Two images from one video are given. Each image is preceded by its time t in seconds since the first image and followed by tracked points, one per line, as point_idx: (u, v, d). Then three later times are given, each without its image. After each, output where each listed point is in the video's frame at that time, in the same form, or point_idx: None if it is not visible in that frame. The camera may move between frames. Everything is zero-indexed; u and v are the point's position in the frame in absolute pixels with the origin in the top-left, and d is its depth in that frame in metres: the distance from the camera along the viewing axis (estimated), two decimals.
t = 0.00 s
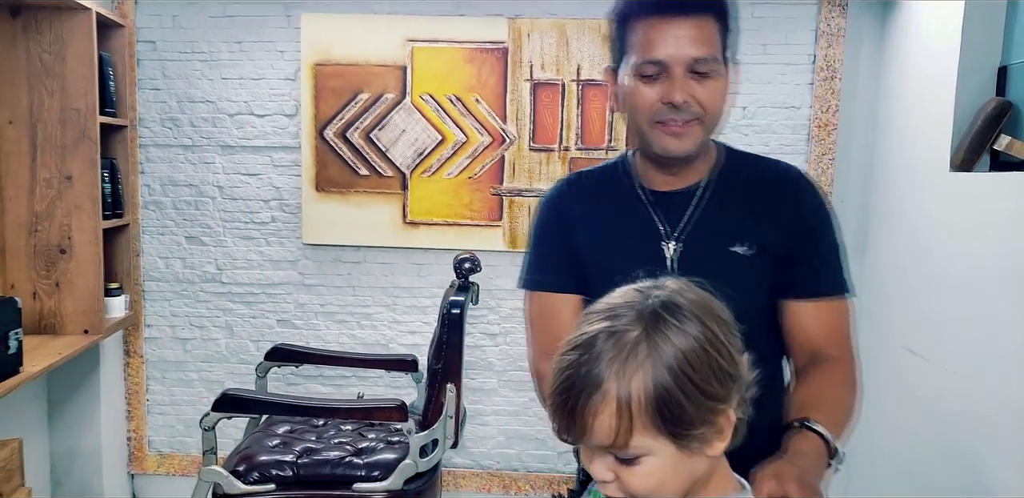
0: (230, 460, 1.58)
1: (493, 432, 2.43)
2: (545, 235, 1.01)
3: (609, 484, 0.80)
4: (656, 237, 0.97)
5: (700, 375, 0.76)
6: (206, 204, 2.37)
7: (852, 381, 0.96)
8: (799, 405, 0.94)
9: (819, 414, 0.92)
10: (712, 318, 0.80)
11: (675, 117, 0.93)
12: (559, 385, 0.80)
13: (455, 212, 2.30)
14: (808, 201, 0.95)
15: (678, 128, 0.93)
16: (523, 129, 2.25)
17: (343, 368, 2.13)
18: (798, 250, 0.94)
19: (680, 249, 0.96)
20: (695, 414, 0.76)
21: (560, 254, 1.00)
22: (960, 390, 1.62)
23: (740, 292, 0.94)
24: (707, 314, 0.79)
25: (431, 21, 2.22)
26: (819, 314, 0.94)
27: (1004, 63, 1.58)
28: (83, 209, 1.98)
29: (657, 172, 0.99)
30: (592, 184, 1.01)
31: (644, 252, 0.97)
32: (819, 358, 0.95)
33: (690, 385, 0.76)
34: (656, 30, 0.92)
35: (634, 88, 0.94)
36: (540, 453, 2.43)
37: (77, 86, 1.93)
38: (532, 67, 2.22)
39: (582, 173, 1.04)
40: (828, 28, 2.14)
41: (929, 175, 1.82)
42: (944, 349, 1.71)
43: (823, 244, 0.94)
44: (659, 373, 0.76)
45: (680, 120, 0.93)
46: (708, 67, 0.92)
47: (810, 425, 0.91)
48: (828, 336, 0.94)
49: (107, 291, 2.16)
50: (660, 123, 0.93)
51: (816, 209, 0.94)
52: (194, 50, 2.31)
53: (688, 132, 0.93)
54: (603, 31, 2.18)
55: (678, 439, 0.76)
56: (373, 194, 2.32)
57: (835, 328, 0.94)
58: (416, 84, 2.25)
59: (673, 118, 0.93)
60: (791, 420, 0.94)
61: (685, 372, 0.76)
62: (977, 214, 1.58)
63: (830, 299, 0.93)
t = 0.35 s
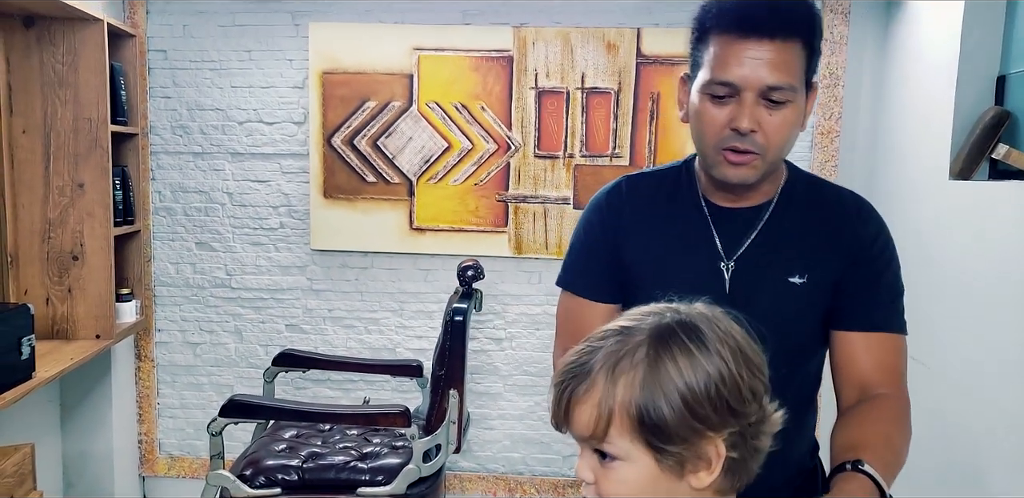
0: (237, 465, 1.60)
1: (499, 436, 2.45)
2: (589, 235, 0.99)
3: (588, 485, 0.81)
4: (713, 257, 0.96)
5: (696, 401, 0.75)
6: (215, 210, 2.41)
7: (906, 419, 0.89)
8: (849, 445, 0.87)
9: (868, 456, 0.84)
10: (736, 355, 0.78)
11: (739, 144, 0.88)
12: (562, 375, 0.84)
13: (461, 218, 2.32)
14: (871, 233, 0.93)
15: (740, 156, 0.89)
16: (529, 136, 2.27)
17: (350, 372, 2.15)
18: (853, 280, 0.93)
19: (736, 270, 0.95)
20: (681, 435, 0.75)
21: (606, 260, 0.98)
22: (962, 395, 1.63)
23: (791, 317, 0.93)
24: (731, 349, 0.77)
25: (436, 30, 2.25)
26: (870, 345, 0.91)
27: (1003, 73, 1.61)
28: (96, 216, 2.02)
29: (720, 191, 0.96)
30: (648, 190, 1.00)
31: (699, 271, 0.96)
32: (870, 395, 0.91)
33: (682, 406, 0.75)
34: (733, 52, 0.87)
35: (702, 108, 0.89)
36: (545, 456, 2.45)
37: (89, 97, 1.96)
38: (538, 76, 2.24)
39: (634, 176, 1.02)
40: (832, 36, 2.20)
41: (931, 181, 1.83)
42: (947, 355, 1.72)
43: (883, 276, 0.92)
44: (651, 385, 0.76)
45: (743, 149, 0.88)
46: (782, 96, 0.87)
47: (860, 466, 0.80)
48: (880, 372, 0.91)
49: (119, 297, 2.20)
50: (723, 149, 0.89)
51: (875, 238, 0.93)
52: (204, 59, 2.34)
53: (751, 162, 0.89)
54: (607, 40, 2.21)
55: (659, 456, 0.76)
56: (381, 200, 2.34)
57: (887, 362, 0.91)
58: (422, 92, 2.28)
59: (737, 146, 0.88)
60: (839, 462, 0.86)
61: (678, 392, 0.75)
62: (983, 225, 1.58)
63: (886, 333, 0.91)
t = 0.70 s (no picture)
0: (233, 467, 1.62)
1: (494, 438, 2.47)
2: (568, 244, 1.01)
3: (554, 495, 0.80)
4: (688, 267, 0.99)
5: (677, 416, 0.77)
6: (213, 214, 2.43)
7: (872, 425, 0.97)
8: (825, 456, 0.94)
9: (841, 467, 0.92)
10: (715, 377, 0.81)
11: (732, 155, 0.93)
12: (541, 382, 0.85)
13: (457, 222, 2.34)
14: (839, 248, 0.98)
15: (732, 167, 0.94)
16: (523, 141, 2.29)
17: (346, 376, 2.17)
18: (823, 291, 0.98)
19: (711, 280, 0.98)
20: (660, 449, 0.77)
21: (580, 266, 1.01)
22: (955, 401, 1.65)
23: (762, 328, 0.97)
24: (711, 370, 0.81)
25: (431, 36, 2.27)
26: (840, 356, 0.97)
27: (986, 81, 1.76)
28: (93, 222, 2.03)
29: (698, 197, 0.99)
30: (625, 202, 1.02)
31: (674, 280, 0.99)
32: (842, 403, 0.97)
33: (663, 420, 0.77)
34: (733, 64, 0.91)
35: (698, 116, 0.94)
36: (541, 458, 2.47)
37: (86, 103, 1.98)
38: (532, 81, 2.26)
39: (609, 190, 1.04)
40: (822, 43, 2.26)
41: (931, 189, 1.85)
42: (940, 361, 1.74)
43: (847, 289, 0.97)
44: (635, 397, 0.78)
45: (736, 159, 0.93)
46: (774, 111, 0.92)
47: (831, 478, 0.87)
48: (851, 382, 0.97)
49: (116, 301, 2.22)
50: (716, 157, 0.94)
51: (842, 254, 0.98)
52: (202, 64, 2.36)
53: (741, 173, 0.94)
54: (601, 46, 2.23)
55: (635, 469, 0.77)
56: (377, 205, 2.36)
57: (857, 372, 0.97)
58: (418, 98, 2.30)
59: (730, 155, 0.93)
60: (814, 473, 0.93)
61: (660, 405, 0.77)
62: (979, 238, 1.61)
63: (856, 347, 0.96)
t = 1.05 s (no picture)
0: (228, 465, 1.66)
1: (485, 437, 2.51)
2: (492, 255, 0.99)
3: (497, 471, 0.88)
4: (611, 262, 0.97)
5: (614, 404, 0.84)
6: (208, 217, 2.46)
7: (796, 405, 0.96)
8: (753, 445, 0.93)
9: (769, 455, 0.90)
10: (654, 372, 0.87)
11: (637, 153, 0.93)
12: (494, 361, 0.90)
13: (448, 225, 2.38)
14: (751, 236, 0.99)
15: (640, 164, 0.94)
16: (514, 145, 2.34)
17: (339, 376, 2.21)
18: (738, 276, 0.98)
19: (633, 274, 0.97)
20: (596, 431, 0.84)
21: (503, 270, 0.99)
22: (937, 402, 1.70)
23: (683, 312, 0.97)
24: (651, 362, 0.87)
25: (424, 42, 2.31)
26: (756, 336, 0.97)
27: (959, 90, 1.83)
28: (90, 225, 2.07)
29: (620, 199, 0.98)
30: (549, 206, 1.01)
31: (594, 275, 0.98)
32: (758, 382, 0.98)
33: (600, 404, 0.84)
34: (633, 65, 0.92)
35: (604, 119, 0.94)
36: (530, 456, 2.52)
37: (83, 108, 2.01)
38: (522, 87, 2.30)
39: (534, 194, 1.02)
40: (804, 49, 2.30)
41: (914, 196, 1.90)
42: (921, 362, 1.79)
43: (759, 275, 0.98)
44: (574, 382, 0.84)
45: (642, 157, 0.94)
46: (674, 108, 0.93)
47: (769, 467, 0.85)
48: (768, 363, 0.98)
49: (113, 302, 2.25)
50: (625, 157, 0.94)
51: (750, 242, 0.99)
52: (197, 69, 2.40)
53: (649, 170, 0.94)
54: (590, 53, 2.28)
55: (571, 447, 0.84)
56: (370, 208, 2.40)
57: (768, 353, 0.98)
58: (410, 103, 2.34)
59: (638, 154, 0.93)
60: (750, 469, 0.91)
61: (600, 395, 0.84)
62: (959, 239, 1.66)
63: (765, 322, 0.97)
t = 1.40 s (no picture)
0: (239, 459, 1.72)
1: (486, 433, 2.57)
2: (438, 273, 1.13)
3: (491, 446, 0.94)
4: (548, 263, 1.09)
5: (605, 388, 0.91)
6: (214, 218, 2.51)
7: (743, 372, 1.06)
8: (720, 428, 1.00)
9: (734, 434, 0.98)
10: (636, 360, 0.96)
11: (546, 162, 1.05)
12: (494, 344, 0.98)
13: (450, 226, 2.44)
14: (674, 217, 1.10)
15: (552, 172, 1.06)
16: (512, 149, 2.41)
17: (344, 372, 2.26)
18: (668, 257, 1.09)
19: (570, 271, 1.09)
20: (587, 412, 0.91)
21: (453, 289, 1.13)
22: (929, 398, 1.76)
23: (622, 302, 1.08)
24: (636, 358, 0.96)
25: (426, 47, 2.37)
26: (699, 316, 1.08)
27: (950, 94, 1.89)
28: (102, 225, 2.12)
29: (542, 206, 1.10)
30: (483, 220, 1.13)
31: (539, 278, 1.09)
32: (708, 356, 1.08)
33: (593, 388, 0.91)
34: (522, 83, 1.03)
35: (509, 137, 1.06)
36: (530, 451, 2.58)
37: (95, 111, 2.07)
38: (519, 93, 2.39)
39: (469, 212, 1.15)
40: (798, 55, 2.37)
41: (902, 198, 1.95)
42: (912, 360, 1.86)
43: (689, 251, 1.08)
44: (570, 368, 0.91)
45: (552, 164, 1.05)
46: (568, 112, 1.04)
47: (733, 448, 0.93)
48: (713, 336, 1.08)
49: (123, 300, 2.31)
50: (535, 167, 1.06)
51: (678, 222, 1.10)
52: (204, 73, 2.45)
53: (562, 174, 1.06)
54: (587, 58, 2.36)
55: (565, 424, 0.91)
56: (373, 209, 2.46)
57: (712, 326, 1.08)
58: (413, 106, 2.40)
59: (546, 164, 1.05)
60: (715, 449, 0.98)
61: (593, 378, 0.91)
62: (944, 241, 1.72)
63: (704, 298, 1.08)
